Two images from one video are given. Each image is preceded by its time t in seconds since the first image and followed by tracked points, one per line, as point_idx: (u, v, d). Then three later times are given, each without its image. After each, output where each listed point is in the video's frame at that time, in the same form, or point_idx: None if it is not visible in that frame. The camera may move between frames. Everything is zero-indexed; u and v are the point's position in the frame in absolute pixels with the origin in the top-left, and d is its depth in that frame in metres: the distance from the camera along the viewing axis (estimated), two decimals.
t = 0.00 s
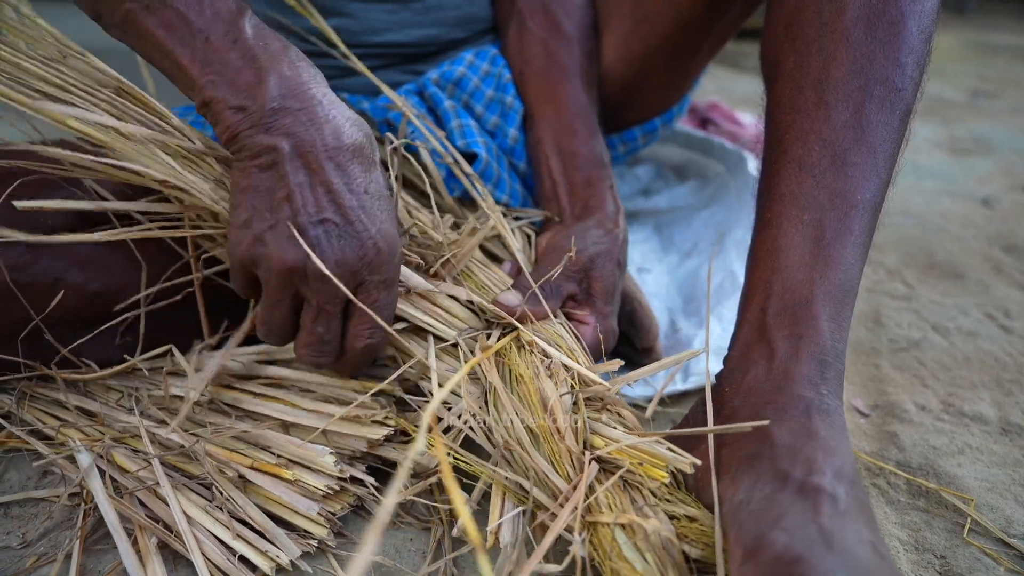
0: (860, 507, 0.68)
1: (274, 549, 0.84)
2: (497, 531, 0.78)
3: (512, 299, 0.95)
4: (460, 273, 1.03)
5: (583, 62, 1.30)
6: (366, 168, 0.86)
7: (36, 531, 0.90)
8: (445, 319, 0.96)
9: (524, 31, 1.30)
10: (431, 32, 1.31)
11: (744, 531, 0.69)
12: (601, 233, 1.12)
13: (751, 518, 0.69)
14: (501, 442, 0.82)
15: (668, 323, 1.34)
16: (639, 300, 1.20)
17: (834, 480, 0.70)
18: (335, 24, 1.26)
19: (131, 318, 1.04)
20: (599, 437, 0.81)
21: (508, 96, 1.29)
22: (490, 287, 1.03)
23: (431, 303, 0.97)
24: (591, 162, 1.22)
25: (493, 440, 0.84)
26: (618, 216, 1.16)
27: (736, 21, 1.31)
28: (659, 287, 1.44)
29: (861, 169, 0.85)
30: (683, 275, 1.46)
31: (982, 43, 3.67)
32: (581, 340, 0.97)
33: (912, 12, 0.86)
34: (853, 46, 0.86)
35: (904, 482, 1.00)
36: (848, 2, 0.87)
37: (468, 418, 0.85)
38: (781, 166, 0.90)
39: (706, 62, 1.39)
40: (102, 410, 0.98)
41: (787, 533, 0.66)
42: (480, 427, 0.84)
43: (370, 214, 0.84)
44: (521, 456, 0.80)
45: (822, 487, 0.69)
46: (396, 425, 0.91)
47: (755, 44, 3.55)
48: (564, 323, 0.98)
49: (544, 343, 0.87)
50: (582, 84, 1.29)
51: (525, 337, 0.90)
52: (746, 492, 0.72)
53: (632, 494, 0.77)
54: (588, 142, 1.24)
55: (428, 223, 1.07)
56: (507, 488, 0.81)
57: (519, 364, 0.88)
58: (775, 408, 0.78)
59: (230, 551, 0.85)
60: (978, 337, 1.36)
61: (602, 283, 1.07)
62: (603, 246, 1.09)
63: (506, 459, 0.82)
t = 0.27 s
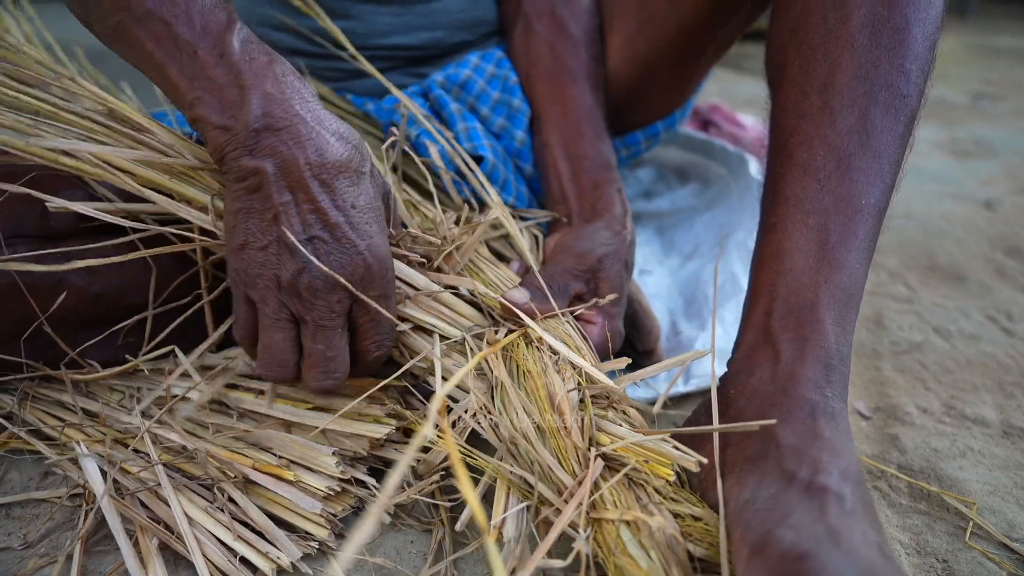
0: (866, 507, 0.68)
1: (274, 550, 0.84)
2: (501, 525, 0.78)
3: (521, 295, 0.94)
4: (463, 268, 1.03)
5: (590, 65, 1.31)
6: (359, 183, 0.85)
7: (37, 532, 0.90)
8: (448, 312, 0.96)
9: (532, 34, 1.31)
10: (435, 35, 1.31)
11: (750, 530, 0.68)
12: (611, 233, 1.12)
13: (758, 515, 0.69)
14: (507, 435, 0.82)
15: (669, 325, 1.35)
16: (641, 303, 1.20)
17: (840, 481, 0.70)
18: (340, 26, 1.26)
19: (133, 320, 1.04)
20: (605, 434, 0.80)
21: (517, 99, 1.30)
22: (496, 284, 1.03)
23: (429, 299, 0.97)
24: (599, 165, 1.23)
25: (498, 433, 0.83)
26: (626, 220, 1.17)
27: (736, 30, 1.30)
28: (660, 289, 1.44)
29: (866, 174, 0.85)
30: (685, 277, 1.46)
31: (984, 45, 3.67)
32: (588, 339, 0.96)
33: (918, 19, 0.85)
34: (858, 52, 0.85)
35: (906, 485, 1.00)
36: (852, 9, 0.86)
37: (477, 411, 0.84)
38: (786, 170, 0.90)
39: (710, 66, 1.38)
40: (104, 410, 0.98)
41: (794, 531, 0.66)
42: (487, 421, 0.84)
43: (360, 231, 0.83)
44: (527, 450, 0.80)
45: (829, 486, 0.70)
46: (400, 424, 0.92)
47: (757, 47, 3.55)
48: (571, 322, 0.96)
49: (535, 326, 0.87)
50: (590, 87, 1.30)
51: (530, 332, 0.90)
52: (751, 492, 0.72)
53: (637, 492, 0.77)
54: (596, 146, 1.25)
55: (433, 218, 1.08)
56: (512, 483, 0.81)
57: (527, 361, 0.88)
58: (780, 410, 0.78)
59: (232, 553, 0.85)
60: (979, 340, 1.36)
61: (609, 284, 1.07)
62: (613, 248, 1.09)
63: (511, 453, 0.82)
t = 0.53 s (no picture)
0: (873, 503, 0.69)
1: (275, 553, 0.84)
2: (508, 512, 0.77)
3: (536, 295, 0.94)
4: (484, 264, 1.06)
5: (600, 71, 1.31)
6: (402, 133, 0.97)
7: (37, 535, 0.90)
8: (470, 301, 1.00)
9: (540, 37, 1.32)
10: (441, 37, 1.31)
11: (758, 522, 0.68)
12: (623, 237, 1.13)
13: (766, 510, 0.69)
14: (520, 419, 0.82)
15: (671, 327, 1.34)
16: (644, 305, 1.20)
17: (848, 477, 0.70)
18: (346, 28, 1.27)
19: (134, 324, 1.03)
20: (615, 426, 0.80)
21: (527, 106, 1.30)
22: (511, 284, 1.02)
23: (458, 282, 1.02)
24: (613, 176, 1.22)
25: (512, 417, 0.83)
26: (643, 231, 1.15)
27: (742, 38, 1.31)
28: (662, 291, 1.44)
29: (872, 177, 0.85)
30: (687, 278, 1.46)
31: (985, 46, 3.67)
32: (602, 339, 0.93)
33: (924, 25, 0.85)
34: (864, 55, 0.86)
35: (907, 487, 1.00)
36: (859, 12, 0.87)
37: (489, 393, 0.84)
38: (791, 172, 0.90)
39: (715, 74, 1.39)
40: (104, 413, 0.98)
41: (805, 522, 0.65)
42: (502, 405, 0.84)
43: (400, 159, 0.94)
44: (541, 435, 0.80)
45: (837, 482, 0.70)
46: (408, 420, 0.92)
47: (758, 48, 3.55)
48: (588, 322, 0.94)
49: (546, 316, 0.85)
50: (602, 93, 1.30)
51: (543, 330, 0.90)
52: (759, 487, 0.72)
53: (646, 483, 0.76)
54: (610, 156, 1.24)
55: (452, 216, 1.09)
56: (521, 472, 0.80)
57: (540, 352, 0.88)
58: (786, 409, 0.78)
59: (232, 556, 0.85)
60: (981, 341, 1.36)
61: (624, 292, 1.07)
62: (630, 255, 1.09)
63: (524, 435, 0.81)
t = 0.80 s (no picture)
0: (877, 506, 0.69)
1: (275, 558, 0.84)
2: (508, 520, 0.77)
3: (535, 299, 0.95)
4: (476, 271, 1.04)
5: (603, 73, 1.30)
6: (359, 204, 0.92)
7: (36, 538, 0.89)
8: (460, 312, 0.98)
9: (544, 40, 1.31)
10: (444, 39, 1.31)
11: (763, 523, 0.67)
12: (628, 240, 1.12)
13: (772, 511, 0.68)
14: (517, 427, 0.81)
15: (672, 330, 1.34)
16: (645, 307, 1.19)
17: (852, 480, 0.70)
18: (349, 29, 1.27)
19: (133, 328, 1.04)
20: (614, 432, 0.80)
21: (530, 108, 1.30)
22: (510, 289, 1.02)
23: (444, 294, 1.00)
24: (614, 176, 1.21)
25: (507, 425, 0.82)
26: (644, 231, 1.15)
27: (746, 40, 1.30)
28: (663, 293, 1.44)
29: (876, 181, 0.85)
30: (688, 280, 1.46)
31: (985, 48, 3.67)
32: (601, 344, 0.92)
33: (928, 29, 0.85)
34: (869, 60, 0.86)
35: (909, 489, 1.00)
36: (864, 17, 0.86)
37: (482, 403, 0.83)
38: (795, 176, 0.89)
39: (717, 79, 1.38)
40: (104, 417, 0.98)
41: (810, 525, 0.65)
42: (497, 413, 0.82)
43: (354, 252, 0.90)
44: (537, 442, 0.79)
45: (842, 485, 0.70)
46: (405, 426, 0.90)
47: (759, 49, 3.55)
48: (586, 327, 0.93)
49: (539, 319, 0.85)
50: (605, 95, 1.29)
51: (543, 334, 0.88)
52: (763, 489, 0.71)
53: (645, 489, 0.76)
54: (610, 156, 1.23)
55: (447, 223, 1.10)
56: (521, 479, 0.80)
57: (536, 356, 0.87)
58: (790, 412, 0.78)
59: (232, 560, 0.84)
60: (982, 343, 1.36)
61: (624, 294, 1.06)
62: (629, 256, 1.08)
63: (523, 441, 0.80)
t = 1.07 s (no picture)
0: (875, 518, 0.68)
1: (275, 562, 0.83)
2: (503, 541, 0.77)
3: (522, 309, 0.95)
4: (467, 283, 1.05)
5: (604, 71, 1.28)
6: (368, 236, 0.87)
7: (36, 543, 0.89)
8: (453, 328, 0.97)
9: (546, 38, 1.30)
10: (445, 40, 1.31)
11: (759, 537, 0.67)
12: (618, 240, 1.12)
13: (767, 525, 0.68)
14: (507, 448, 0.82)
15: (673, 332, 1.34)
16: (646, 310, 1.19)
17: (850, 491, 0.69)
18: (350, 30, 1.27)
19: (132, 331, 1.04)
20: (607, 446, 0.80)
21: (530, 109, 1.30)
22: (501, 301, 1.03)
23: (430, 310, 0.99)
24: (608, 170, 1.21)
25: (498, 445, 0.83)
26: (636, 225, 1.15)
27: (749, 41, 1.29)
28: (664, 295, 1.43)
29: (878, 185, 0.84)
30: (689, 283, 1.45)
31: (985, 48, 3.67)
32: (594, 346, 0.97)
33: (931, 32, 0.85)
34: (871, 63, 0.85)
35: (912, 494, 0.99)
36: (867, 20, 0.86)
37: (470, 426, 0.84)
38: (797, 179, 0.89)
39: (717, 81, 1.38)
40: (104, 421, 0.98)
41: (804, 540, 0.64)
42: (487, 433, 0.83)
43: (355, 265, 0.85)
44: (530, 463, 0.80)
45: (839, 496, 0.69)
46: (404, 431, 0.90)
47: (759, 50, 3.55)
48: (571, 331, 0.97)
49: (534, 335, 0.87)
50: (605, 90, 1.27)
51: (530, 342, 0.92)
52: (761, 502, 0.71)
53: (640, 503, 0.76)
54: (606, 150, 1.23)
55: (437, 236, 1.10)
56: (514, 499, 0.79)
57: (527, 374, 0.88)
58: (790, 417, 0.77)
59: (232, 565, 0.84)
60: (984, 346, 1.35)
61: (615, 291, 1.05)
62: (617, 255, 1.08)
63: (514, 463, 0.81)
